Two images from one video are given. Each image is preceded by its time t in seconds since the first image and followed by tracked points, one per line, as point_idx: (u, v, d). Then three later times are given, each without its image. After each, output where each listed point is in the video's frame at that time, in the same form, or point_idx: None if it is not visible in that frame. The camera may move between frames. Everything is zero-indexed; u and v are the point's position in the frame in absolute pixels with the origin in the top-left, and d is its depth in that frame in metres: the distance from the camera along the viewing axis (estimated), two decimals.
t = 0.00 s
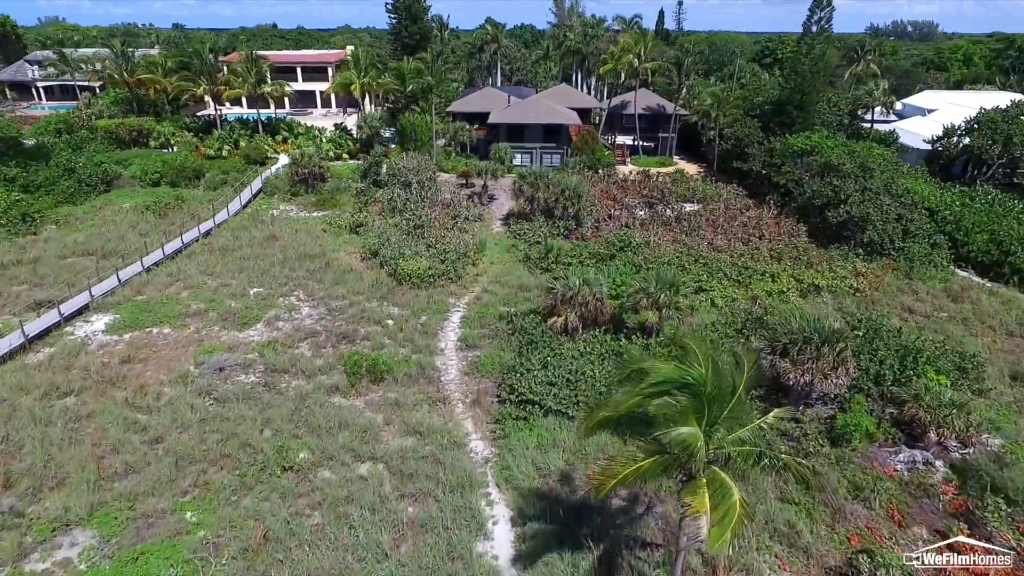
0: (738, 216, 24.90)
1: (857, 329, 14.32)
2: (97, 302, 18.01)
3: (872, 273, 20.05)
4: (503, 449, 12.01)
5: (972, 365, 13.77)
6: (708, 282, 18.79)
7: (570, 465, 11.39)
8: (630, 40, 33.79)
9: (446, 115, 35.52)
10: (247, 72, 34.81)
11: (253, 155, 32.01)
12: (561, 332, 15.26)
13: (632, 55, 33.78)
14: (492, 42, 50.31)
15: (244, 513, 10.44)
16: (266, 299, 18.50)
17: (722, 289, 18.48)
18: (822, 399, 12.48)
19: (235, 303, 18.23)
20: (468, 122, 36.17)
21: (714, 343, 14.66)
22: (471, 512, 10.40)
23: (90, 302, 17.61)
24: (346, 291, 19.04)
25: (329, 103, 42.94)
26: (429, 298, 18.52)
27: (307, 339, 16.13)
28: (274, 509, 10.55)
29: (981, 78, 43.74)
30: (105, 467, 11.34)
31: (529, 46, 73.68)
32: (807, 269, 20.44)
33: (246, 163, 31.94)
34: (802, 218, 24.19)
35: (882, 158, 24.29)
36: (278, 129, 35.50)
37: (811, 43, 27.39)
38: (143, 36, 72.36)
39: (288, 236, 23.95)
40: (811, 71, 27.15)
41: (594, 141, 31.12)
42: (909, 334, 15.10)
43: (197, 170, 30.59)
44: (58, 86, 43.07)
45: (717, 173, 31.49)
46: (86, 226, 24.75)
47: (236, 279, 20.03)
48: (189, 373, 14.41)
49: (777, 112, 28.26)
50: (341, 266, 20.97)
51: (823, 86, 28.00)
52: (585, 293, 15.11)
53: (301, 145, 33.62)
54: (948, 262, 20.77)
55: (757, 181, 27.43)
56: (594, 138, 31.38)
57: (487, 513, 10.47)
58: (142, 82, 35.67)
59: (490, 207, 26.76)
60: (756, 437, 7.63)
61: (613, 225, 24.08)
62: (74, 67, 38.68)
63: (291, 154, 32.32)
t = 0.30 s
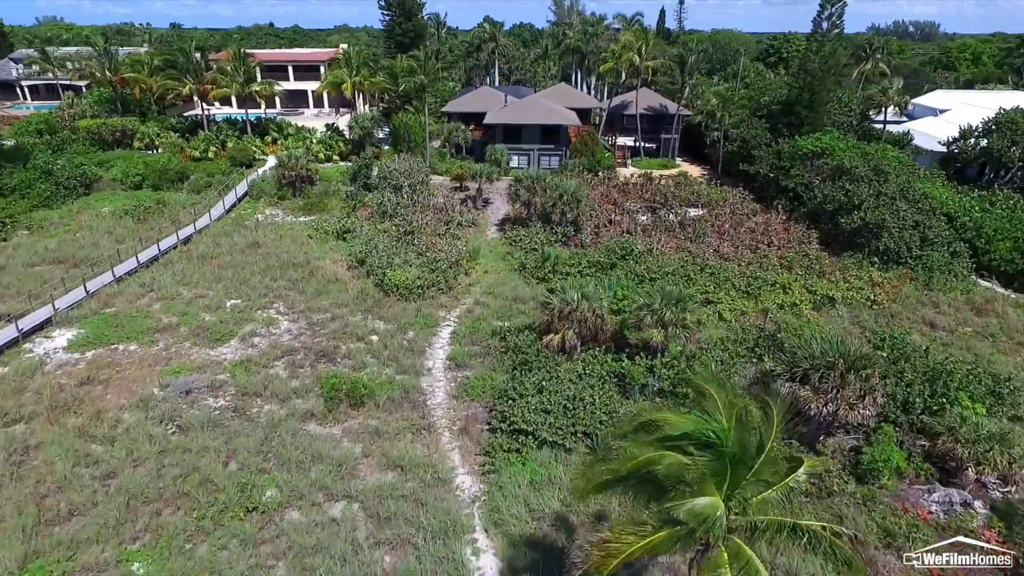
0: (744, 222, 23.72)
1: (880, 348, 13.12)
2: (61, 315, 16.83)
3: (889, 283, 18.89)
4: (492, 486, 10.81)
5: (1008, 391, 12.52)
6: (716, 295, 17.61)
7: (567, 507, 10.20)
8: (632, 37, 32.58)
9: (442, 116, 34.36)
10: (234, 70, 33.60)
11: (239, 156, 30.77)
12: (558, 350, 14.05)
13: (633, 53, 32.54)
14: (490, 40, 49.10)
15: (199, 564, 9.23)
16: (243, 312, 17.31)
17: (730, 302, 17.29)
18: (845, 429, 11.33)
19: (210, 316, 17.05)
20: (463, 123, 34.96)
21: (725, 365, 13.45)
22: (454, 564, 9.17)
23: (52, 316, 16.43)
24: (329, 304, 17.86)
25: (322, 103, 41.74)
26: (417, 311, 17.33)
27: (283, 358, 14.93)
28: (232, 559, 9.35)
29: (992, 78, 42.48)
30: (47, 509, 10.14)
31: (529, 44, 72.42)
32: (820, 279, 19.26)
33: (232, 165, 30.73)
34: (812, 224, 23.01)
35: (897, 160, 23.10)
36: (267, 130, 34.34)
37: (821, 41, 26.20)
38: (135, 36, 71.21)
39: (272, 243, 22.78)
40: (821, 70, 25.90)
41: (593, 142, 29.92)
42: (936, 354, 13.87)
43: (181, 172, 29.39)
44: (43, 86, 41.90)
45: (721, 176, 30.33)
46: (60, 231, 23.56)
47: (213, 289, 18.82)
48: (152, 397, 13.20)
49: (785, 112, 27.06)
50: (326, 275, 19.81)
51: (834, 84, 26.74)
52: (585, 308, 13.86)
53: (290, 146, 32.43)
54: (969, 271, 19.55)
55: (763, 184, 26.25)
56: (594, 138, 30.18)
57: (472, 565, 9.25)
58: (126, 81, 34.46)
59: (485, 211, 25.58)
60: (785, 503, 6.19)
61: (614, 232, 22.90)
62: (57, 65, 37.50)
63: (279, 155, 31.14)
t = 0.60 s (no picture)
0: (752, 227, 22.54)
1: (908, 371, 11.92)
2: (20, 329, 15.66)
3: (910, 293, 17.72)
4: (479, 531, 9.60)
5: None
6: (724, 308, 16.46)
7: (563, 557, 8.98)
8: (633, 34, 31.34)
9: (437, 115, 33.23)
10: (220, 68, 32.39)
11: (224, 158, 29.54)
12: (555, 371, 12.87)
13: (635, 50, 31.29)
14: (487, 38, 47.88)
15: None
16: (216, 326, 16.09)
17: (740, 317, 16.12)
18: (873, 463, 10.19)
19: (180, 331, 15.87)
20: (458, 123, 33.76)
21: (737, 389, 12.26)
22: None
23: (10, 331, 15.25)
24: (310, 317, 16.66)
25: (313, 102, 40.51)
26: (403, 325, 16.12)
27: (256, 378, 13.72)
28: None
29: (1005, 77, 41.19)
30: None
31: (528, 43, 71.27)
32: (835, 289, 18.10)
33: (218, 166, 29.54)
34: (824, 229, 21.83)
35: (913, 162, 21.89)
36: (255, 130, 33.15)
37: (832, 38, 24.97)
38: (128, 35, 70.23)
39: (254, 249, 21.60)
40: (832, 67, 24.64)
41: (593, 143, 28.72)
42: (968, 377, 12.64)
43: (163, 173, 28.20)
44: (27, 84, 40.75)
45: (726, 178, 29.17)
46: (31, 237, 22.38)
47: (187, 300, 17.64)
48: (106, 424, 12.00)
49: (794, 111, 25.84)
50: (309, 285, 18.63)
51: (845, 82, 25.51)
52: (584, 326, 12.65)
53: (278, 147, 31.23)
54: (994, 281, 18.32)
55: (771, 187, 25.06)
56: (593, 139, 28.98)
57: None
58: (109, 79, 33.24)
59: (480, 215, 24.40)
60: None
61: (614, 238, 21.73)
62: (39, 63, 36.32)
63: (267, 156, 29.94)
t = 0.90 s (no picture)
0: (760, 233, 21.38)
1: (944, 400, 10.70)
2: None
3: (933, 305, 16.52)
4: None
5: None
6: (734, 322, 15.31)
7: None
8: (634, 30, 30.08)
9: (432, 115, 32.09)
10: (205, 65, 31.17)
11: (209, 159, 28.36)
12: (552, 396, 11.68)
13: (637, 47, 30.02)
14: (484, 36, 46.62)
15: None
16: (185, 343, 14.89)
17: (751, 332, 14.95)
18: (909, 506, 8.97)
19: (146, 347, 14.66)
20: (454, 123, 32.60)
21: (753, 417, 11.09)
22: None
23: None
24: (288, 332, 15.46)
25: (305, 102, 39.33)
26: (388, 341, 14.95)
27: (223, 403, 12.52)
28: None
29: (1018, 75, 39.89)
30: None
31: (527, 41, 70.05)
32: (853, 301, 16.92)
33: (202, 168, 28.33)
34: (837, 236, 20.67)
35: (932, 165, 20.66)
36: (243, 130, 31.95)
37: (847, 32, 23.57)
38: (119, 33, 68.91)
39: (234, 256, 20.40)
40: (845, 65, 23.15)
41: (593, 143, 27.53)
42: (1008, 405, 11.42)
43: (144, 176, 27.00)
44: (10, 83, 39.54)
45: (732, 181, 27.97)
46: None
47: (157, 312, 16.44)
48: (51, 457, 10.78)
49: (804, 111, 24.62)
50: (289, 296, 17.44)
51: (859, 80, 24.23)
52: (582, 346, 11.44)
53: (265, 148, 30.02)
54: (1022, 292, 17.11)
55: (779, 190, 23.90)
56: (593, 139, 27.77)
57: None
58: (91, 78, 32.08)
59: (474, 220, 23.21)
60: None
61: (615, 245, 20.58)
62: (20, 61, 35.10)
63: (253, 156, 28.72)
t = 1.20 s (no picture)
0: (769, 239, 20.23)
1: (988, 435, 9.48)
2: None
3: (958, 319, 15.36)
4: None
5: None
6: (744, 339, 14.16)
7: None
8: (635, 26, 28.86)
9: (426, 114, 31.03)
10: (189, 62, 29.92)
11: (191, 160, 27.17)
12: (547, 425, 10.52)
13: (638, 43, 28.82)
14: (482, 34, 45.91)
15: None
16: (148, 361, 13.68)
17: (764, 350, 13.80)
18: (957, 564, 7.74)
19: (105, 367, 13.44)
20: (448, 123, 31.44)
21: (770, 452, 9.90)
22: None
23: None
24: (262, 349, 14.27)
25: (296, 101, 38.13)
26: (370, 359, 13.79)
27: (184, 432, 11.33)
28: None
29: None
30: None
31: (525, 39, 68.97)
32: (871, 314, 15.77)
33: (184, 169, 27.13)
34: (850, 242, 19.53)
35: (952, 166, 19.46)
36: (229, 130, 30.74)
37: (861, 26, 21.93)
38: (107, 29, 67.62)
39: (212, 264, 19.22)
40: (857, 61, 21.74)
41: (593, 144, 26.36)
42: None
43: (123, 178, 25.79)
44: None
45: (737, 183, 26.84)
46: None
47: (123, 326, 15.24)
48: None
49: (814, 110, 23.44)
50: (267, 308, 16.28)
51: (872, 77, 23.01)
52: (581, 373, 10.26)
53: (251, 148, 28.83)
54: None
55: (788, 193, 22.75)
56: (593, 140, 26.61)
57: None
58: (71, 75, 30.84)
59: (467, 224, 22.06)
60: None
61: (616, 252, 19.43)
62: None
63: (238, 157, 27.51)
